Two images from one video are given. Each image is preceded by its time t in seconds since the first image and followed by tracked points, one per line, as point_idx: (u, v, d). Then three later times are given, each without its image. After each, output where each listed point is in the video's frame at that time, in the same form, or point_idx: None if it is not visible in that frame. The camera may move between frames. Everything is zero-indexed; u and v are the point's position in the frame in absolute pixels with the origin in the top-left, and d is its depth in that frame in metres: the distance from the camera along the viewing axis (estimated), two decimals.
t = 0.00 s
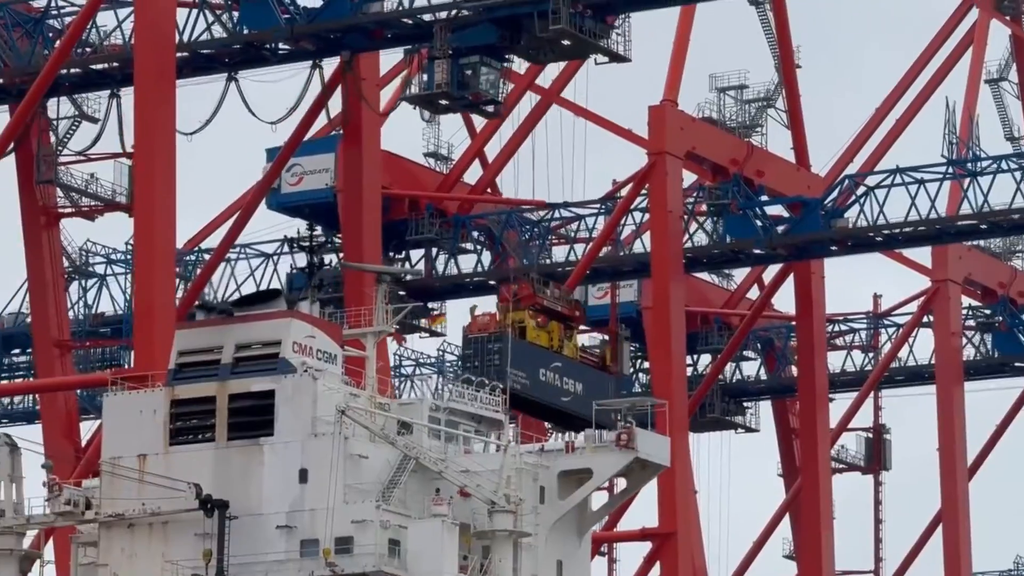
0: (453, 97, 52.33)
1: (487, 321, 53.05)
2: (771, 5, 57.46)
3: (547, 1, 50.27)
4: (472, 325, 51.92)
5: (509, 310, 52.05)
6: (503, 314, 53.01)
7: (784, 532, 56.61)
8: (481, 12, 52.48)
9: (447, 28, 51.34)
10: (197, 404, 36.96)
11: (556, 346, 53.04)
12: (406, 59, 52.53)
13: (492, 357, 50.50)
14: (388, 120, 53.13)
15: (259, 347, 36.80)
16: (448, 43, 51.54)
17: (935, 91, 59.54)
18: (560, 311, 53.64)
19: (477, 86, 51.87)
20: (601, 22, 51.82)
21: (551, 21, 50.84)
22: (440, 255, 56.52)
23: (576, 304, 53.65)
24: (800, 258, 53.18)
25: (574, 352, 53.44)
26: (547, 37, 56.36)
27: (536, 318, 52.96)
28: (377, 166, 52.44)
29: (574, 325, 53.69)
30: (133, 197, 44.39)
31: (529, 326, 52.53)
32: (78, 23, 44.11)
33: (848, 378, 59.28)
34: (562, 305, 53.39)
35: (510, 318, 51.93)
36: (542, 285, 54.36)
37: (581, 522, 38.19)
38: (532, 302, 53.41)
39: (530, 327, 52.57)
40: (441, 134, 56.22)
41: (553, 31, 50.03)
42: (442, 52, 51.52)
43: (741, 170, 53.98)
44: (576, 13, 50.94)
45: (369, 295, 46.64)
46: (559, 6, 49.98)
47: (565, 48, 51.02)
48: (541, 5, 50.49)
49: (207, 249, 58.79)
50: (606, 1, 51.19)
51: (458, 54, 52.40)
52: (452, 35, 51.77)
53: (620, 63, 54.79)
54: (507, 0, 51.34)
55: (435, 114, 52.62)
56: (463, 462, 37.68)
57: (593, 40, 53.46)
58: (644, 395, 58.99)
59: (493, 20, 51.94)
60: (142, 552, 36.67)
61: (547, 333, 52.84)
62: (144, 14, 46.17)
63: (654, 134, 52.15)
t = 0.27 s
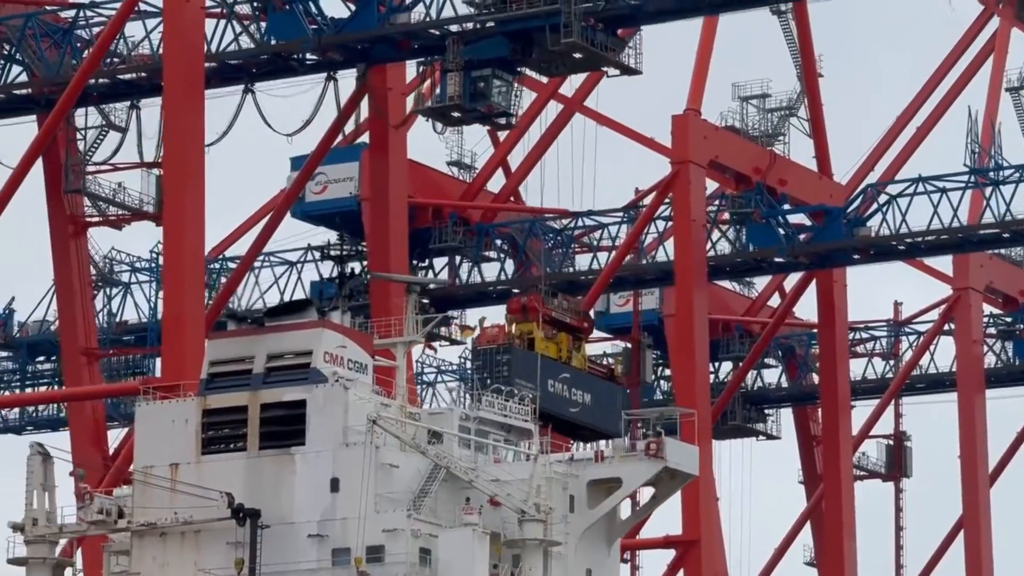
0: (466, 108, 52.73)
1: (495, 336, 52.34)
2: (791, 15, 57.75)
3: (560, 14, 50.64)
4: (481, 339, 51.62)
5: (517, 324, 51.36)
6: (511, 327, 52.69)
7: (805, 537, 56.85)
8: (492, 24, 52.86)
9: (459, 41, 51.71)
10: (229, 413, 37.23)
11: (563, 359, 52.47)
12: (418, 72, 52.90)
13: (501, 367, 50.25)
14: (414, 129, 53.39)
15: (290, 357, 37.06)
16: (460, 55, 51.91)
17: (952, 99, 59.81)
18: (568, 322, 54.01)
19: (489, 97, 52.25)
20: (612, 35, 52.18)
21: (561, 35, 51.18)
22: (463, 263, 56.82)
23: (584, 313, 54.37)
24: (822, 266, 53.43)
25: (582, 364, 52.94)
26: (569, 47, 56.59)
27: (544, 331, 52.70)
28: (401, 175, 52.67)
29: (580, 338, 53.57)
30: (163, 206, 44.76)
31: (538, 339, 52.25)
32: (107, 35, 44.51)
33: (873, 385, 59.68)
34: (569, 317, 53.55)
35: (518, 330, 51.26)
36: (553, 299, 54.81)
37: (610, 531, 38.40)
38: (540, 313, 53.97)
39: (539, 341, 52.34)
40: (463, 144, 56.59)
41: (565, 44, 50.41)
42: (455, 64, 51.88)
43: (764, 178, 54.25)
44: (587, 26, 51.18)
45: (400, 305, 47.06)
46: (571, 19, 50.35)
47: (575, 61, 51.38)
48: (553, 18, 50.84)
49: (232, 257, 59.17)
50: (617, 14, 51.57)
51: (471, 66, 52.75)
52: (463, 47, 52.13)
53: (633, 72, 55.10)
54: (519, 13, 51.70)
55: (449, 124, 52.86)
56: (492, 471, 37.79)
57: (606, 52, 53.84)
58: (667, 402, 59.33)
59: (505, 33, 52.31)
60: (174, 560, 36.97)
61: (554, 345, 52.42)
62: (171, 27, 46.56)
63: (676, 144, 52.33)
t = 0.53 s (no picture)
0: (475, 121, 51.89)
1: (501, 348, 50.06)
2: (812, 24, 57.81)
3: (570, 26, 49.88)
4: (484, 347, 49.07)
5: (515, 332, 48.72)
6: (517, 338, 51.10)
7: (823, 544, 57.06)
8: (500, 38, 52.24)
9: (468, 54, 51.01)
10: (257, 423, 37.47)
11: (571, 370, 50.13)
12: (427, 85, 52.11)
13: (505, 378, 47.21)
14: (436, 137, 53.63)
15: (318, 366, 37.29)
16: (470, 68, 51.13)
17: (971, 108, 59.58)
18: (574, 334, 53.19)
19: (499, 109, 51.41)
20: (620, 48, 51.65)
21: (570, 48, 50.35)
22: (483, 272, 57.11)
23: (589, 326, 53.63)
24: (841, 275, 53.67)
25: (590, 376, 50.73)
26: (589, 57, 56.74)
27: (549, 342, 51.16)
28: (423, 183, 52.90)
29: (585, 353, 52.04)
30: (190, 215, 45.02)
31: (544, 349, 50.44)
32: (134, 45, 44.74)
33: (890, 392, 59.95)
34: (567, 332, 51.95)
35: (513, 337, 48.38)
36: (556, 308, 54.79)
37: (637, 540, 38.57)
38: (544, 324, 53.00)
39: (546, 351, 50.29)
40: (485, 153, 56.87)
41: (574, 57, 49.65)
42: (464, 77, 51.08)
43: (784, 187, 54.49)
44: (595, 40, 50.93)
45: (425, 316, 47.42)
46: (580, 33, 49.66)
47: (584, 73, 50.50)
48: (560, 33, 50.54)
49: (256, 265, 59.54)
50: (628, 27, 51.17)
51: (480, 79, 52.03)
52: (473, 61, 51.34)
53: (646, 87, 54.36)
54: (529, 26, 50.83)
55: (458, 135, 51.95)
56: (518, 480, 38.01)
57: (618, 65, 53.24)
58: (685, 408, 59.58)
59: (514, 46, 51.48)
60: (202, 569, 37.26)
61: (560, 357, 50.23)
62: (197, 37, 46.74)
63: (697, 152, 52.61)
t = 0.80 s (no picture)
0: (481, 133, 52.04)
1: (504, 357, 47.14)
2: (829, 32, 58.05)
3: (576, 38, 50.12)
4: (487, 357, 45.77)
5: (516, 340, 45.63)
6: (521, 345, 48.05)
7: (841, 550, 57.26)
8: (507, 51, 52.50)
9: (475, 66, 51.27)
10: (284, 433, 37.74)
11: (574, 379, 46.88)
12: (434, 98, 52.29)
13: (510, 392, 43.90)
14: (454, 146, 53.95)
15: (343, 376, 37.53)
16: (477, 80, 51.37)
17: (984, 116, 59.77)
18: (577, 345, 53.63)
19: (505, 121, 51.57)
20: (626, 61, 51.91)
21: (575, 61, 50.60)
22: (502, 279, 57.47)
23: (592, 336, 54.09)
24: (858, 283, 53.98)
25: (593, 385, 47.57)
26: (606, 66, 57.01)
27: (552, 351, 47.87)
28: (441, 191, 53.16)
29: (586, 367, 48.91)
30: (212, 225, 45.32)
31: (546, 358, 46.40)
32: (156, 56, 45.06)
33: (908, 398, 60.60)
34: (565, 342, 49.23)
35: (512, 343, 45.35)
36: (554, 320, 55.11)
37: (659, 548, 38.78)
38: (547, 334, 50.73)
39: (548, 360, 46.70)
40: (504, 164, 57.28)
41: (579, 70, 49.89)
42: (472, 89, 51.35)
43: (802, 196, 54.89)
44: (600, 53, 51.09)
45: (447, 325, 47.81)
46: (586, 45, 49.92)
47: (590, 85, 50.75)
48: (568, 45, 50.72)
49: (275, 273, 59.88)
50: (633, 40, 51.44)
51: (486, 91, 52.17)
52: (480, 73, 51.59)
53: (652, 98, 54.52)
54: (535, 39, 51.08)
55: (463, 147, 52.03)
56: (542, 489, 38.19)
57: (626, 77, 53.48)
58: (702, 414, 59.85)
59: (521, 59, 51.72)
60: None
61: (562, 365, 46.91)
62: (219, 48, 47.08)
63: (715, 161, 52.87)
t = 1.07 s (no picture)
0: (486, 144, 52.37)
1: (505, 363, 45.43)
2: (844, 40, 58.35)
3: (579, 50, 50.45)
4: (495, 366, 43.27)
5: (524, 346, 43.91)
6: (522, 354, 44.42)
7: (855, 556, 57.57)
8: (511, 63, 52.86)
9: (480, 78, 51.61)
10: (308, 441, 37.98)
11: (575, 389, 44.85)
12: (436, 111, 52.63)
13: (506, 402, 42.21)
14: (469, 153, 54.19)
15: (367, 385, 37.68)
16: (481, 92, 51.77)
17: (996, 124, 60.04)
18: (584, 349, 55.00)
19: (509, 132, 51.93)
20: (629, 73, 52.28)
21: (579, 72, 50.93)
22: (518, 285, 57.84)
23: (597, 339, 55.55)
24: (873, 289, 54.32)
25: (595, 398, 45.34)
26: (621, 74, 57.28)
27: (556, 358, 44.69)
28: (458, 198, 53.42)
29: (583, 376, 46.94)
30: (233, 233, 45.60)
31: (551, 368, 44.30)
32: (177, 66, 45.37)
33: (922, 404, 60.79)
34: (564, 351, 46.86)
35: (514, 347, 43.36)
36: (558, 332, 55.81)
37: (681, 556, 38.83)
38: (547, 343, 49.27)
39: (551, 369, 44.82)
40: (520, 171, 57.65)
41: (582, 81, 50.16)
42: (476, 101, 51.75)
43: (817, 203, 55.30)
44: (603, 64, 51.28)
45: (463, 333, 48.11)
46: (590, 58, 50.25)
47: (593, 97, 51.10)
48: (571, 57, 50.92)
49: (293, 281, 60.28)
50: (639, 51, 51.77)
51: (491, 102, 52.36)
52: (485, 84, 51.97)
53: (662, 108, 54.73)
54: (539, 51, 51.45)
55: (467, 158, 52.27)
56: (564, 497, 38.37)
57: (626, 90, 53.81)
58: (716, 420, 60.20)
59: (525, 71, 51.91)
60: None
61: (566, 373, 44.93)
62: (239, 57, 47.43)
63: (730, 169, 53.14)
